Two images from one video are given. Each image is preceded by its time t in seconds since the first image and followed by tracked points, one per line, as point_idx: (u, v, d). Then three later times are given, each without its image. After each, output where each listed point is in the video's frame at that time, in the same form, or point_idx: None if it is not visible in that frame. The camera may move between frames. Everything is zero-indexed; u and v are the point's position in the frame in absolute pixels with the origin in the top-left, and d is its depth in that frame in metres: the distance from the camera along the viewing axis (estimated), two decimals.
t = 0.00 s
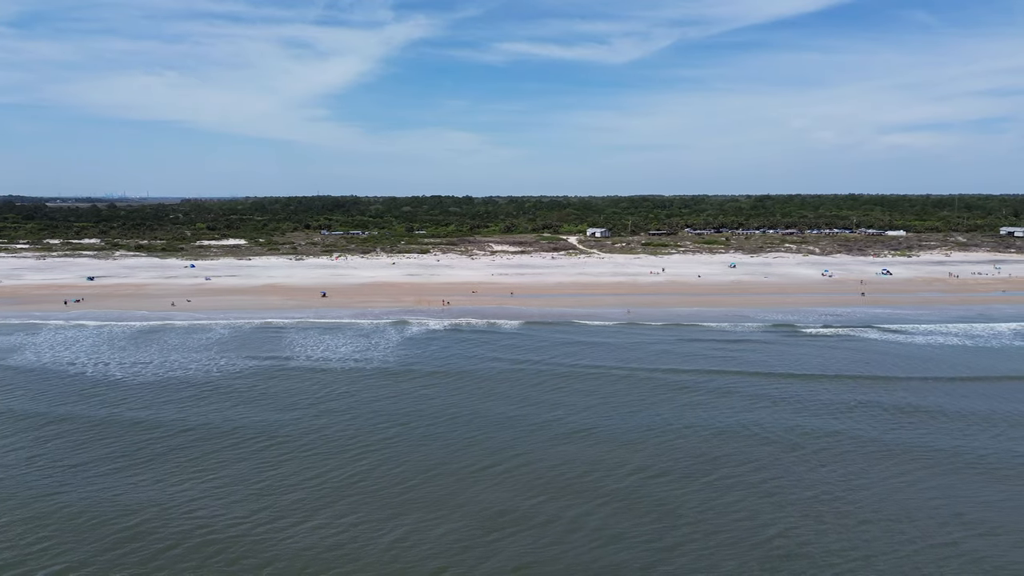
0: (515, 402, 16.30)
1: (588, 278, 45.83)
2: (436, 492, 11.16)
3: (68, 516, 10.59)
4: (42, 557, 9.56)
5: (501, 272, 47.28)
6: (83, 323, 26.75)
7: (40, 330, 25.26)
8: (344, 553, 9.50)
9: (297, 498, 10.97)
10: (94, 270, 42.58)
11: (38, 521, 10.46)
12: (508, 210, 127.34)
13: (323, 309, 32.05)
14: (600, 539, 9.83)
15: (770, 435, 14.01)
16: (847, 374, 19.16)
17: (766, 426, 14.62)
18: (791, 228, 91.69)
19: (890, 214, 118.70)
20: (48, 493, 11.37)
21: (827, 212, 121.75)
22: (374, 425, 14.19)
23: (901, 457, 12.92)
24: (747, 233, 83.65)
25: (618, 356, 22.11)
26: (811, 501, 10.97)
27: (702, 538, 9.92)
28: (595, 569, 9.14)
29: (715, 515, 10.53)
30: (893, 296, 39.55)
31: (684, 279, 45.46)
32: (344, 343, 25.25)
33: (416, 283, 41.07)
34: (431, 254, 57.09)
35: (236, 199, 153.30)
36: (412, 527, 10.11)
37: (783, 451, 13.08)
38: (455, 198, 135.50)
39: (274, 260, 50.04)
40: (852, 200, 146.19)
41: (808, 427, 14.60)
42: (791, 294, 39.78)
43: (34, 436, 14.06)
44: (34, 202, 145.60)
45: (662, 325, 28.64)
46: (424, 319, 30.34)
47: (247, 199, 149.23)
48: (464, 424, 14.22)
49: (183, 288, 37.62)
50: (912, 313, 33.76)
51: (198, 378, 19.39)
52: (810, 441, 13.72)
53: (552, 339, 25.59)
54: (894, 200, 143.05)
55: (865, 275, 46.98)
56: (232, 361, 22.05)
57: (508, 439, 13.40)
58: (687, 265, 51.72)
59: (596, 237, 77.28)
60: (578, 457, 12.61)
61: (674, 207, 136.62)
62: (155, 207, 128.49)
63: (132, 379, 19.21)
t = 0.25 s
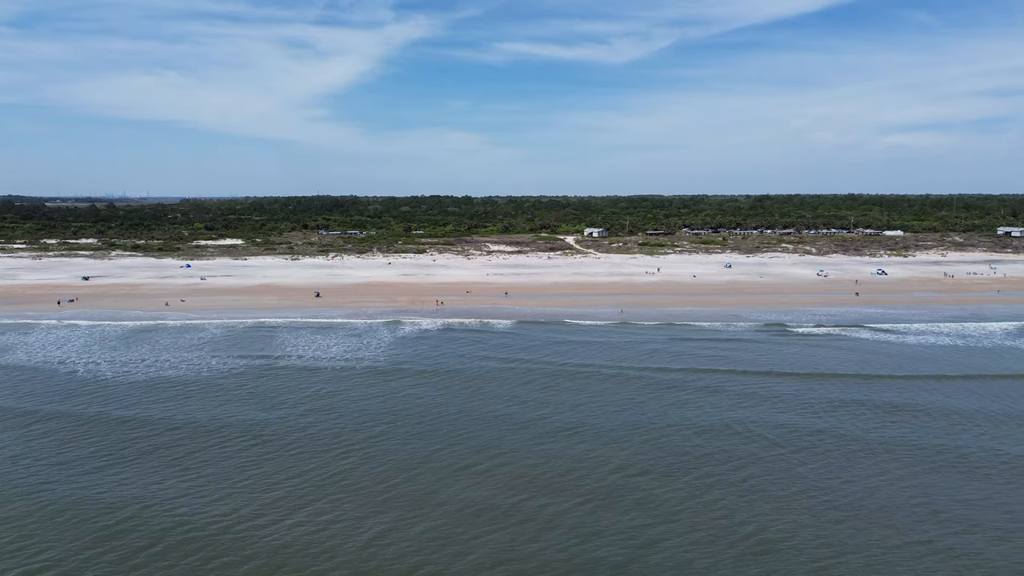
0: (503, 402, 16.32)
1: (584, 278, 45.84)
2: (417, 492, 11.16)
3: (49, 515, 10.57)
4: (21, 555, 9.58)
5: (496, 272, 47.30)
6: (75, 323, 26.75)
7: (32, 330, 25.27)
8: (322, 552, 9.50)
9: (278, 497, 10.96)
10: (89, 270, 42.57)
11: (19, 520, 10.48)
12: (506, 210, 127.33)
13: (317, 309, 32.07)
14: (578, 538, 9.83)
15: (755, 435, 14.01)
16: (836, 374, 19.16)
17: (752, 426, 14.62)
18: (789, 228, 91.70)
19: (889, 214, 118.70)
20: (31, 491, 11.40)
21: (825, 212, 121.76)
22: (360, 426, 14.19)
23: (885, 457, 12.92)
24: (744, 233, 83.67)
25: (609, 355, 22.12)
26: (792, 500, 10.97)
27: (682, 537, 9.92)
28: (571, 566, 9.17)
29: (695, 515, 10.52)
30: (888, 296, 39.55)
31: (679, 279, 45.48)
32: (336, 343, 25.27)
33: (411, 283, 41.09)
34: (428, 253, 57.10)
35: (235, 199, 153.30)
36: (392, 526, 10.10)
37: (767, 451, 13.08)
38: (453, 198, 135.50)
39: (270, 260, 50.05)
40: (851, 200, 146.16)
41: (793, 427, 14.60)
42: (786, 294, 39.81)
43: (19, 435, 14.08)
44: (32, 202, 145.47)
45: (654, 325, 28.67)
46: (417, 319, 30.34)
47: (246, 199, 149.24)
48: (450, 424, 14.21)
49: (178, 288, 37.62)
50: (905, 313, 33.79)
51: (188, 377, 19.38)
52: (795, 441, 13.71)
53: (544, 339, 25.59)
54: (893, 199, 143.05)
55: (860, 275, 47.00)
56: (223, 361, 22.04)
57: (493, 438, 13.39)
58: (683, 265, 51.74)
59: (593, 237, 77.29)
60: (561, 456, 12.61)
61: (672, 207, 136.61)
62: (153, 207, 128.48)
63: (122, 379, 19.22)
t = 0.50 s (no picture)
0: (491, 404, 16.36)
1: (580, 278, 45.88)
2: (402, 492, 11.14)
3: (31, 514, 10.58)
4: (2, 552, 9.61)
5: (492, 272, 47.35)
6: (69, 323, 26.80)
7: (26, 330, 25.33)
8: (305, 553, 9.47)
9: (262, 498, 10.95)
10: (85, 270, 42.63)
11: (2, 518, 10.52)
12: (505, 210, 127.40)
13: (311, 309, 32.10)
14: (560, 538, 9.81)
15: (742, 436, 13.99)
16: (825, 374, 19.19)
17: (739, 427, 14.61)
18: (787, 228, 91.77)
19: (887, 214, 119.01)
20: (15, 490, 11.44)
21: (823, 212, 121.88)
22: (348, 428, 14.17)
23: (871, 456, 12.90)
24: (742, 233, 83.76)
25: (600, 355, 22.12)
26: (776, 500, 10.95)
27: (665, 537, 9.89)
28: (549, 564, 9.19)
29: (680, 515, 10.48)
30: (883, 296, 39.55)
31: (675, 279, 45.52)
32: (329, 343, 25.31)
33: (406, 283, 41.13)
34: (424, 253, 57.15)
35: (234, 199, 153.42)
36: (374, 527, 10.06)
37: (754, 451, 13.07)
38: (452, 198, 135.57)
39: (267, 260, 50.11)
40: (850, 200, 146.18)
41: (781, 428, 14.60)
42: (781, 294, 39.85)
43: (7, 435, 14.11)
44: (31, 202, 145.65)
45: (647, 325, 28.72)
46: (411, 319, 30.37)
47: (245, 199, 149.45)
48: (438, 427, 14.20)
49: (173, 288, 37.67)
50: (900, 313, 33.82)
51: (178, 378, 19.40)
52: (782, 441, 13.70)
53: (537, 339, 25.60)
54: (892, 199, 143.09)
55: (856, 275, 47.03)
56: (215, 361, 22.05)
57: (480, 441, 13.40)
58: (680, 265, 51.81)
59: (590, 237, 77.33)
60: (548, 457, 12.59)
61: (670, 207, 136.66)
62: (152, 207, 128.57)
63: (113, 379, 19.26)
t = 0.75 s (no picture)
0: (478, 404, 16.40)
1: (576, 278, 45.93)
2: (384, 492, 11.15)
3: (13, 512, 10.63)
4: None
5: (488, 272, 47.40)
6: (62, 323, 26.85)
7: (18, 330, 25.39)
8: (283, 552, 9.47)
9: (244, 498, 10.95)
10: (81, 270, 42.69)
11: None
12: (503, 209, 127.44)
13: (305, 309, 32.16)
14: (540, 538, 9.81)
15: (727, 437, 14.01)
16: (814, 373, 19.22)
17: (724, 426, 14.63)
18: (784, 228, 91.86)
19: (886, 214, 119.06)
20: None
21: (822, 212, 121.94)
22: (334, 429, 14.19)
23: (855, 456, 12.92)
24: (739, 232, 83.84)
25: (591, 355, 22.15)
26: (757, 499, 10.95)
27: (644, 536, 9.89)
28: (526, 562, 9.24)
29: (660, 514, 10.48)
30: (877, 296, 39.57)
31: (670, 279, 45.57)
32: (320, 343, 25.36)
33: (401, 283, 41.17)
34: (421, 253, 57.21)
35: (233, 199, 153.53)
36: (354, 526, 10.07)
37: (738, 451, 13.08)
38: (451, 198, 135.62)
39: (262, 260, 50.16)
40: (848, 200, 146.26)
41: (767, 428, 14.62)
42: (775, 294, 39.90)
43: None
44: (30, 202, 145.76)
45: (640, 325, 28.76)
46: (405, 318, 30.42)
47: (244, 199, 149.53)
48: (424, 428, 14.22)
49: (168, 288, 37.72)
50: (893, 312, 33.88)
51: (167, 378, 19.44)
52: (767, 441, 13.72)
53: (528, 339, 25.63)
54: (890, 199, 143.15)
55: (851, 275, 47.08)
56: (206, 361, 22.08)
57: (466, 441, 13.42)
58: (675, 265, 51.87)
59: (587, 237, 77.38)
60: (532, 456, 12.59)
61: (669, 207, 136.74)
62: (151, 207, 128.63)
63: (102, 378, 19.29)
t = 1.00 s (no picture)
0: (467, 403, 16.41)
1: (572, 278, 45.95)
2: (368, 491, 11.15)
3: None
4: None
5: (483, 272, 47.45)
6: (55, 323, 26.90)
7: (12, 330, 25.44)
8: (264, 553, 9.46)
9: (227, 497, 10.95)
10: (77, 270, 42.72)
11: None
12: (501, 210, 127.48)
13: (299, 309, 32.22)
14: (522, 536, 9.82)
15: (714, 435, 13.99)
16: (804, 373, 19.21)
17: (712, 426, 14.61)
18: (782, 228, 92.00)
19: (884, 214, 119.09)
20: None
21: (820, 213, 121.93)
22: (321, 428, 14.19)
23: (840, 455, 12.90)
24: (736, 233, 83.92)
25: (582, 355, 22.15)
26: (740, 499, 10.94)
27: (625, 535, 9.87)
28: (507, 561, 9.25)
29: (642, 513, 10.47)
30: (872, 296, 39.55)
31: (666, 279, 45.62)
32: (313, 343, 25.42)
33: (397, 283, 41.23)
34: (418, 253, 57.22)
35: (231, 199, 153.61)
36: (336, 526, 10.07)
37: (724, 450, 13.06)
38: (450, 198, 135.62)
39: (258, 260, 50.22)
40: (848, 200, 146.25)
41: (754, 427, 14.59)
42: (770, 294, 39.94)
43: None
44: (29, 202, 145.83)
45: (632, 324, 28.81)
46: (399, 318, 30.42)
47: (243, 199, 149.61)
48: (411, 427, 14.21)
49: (163, 288, 37.78)
50: (887, 312, 33.91)
51: (158, 377, 19.44)
52: (753, 440, 13.70)
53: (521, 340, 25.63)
54: (889, 199, 143.22)
55: (847, 275, 47.13)
56: (198, 361, 22.08)
57: (452, 440, 13.42)
58: (671, 265, 51.90)
59: (585, 237, 77.47)
60: (517, 455, 12.58)
61: (667, 207, 136.80)
62: (150, 207, 128.79)
63: (93, 378, 19.32)
